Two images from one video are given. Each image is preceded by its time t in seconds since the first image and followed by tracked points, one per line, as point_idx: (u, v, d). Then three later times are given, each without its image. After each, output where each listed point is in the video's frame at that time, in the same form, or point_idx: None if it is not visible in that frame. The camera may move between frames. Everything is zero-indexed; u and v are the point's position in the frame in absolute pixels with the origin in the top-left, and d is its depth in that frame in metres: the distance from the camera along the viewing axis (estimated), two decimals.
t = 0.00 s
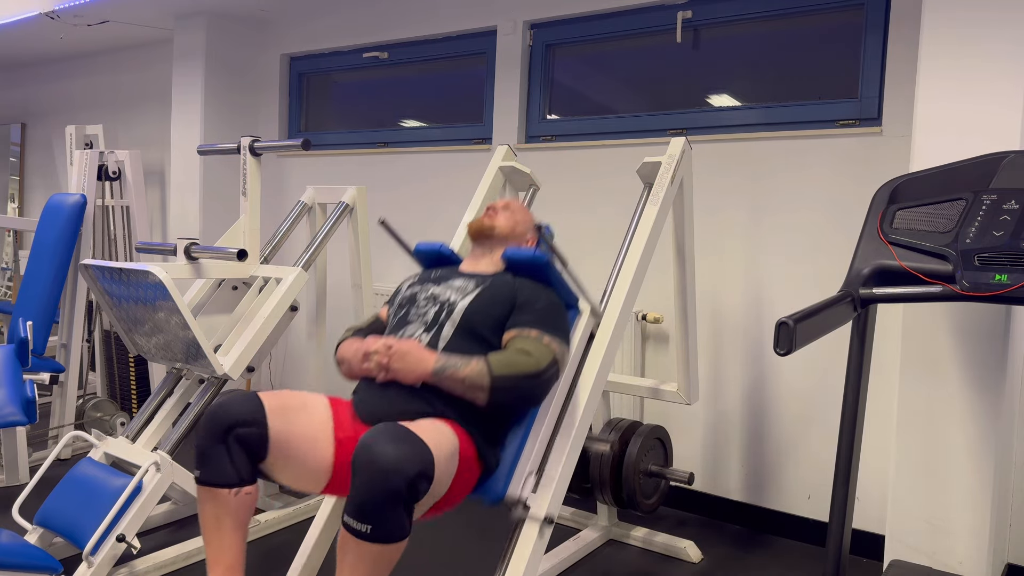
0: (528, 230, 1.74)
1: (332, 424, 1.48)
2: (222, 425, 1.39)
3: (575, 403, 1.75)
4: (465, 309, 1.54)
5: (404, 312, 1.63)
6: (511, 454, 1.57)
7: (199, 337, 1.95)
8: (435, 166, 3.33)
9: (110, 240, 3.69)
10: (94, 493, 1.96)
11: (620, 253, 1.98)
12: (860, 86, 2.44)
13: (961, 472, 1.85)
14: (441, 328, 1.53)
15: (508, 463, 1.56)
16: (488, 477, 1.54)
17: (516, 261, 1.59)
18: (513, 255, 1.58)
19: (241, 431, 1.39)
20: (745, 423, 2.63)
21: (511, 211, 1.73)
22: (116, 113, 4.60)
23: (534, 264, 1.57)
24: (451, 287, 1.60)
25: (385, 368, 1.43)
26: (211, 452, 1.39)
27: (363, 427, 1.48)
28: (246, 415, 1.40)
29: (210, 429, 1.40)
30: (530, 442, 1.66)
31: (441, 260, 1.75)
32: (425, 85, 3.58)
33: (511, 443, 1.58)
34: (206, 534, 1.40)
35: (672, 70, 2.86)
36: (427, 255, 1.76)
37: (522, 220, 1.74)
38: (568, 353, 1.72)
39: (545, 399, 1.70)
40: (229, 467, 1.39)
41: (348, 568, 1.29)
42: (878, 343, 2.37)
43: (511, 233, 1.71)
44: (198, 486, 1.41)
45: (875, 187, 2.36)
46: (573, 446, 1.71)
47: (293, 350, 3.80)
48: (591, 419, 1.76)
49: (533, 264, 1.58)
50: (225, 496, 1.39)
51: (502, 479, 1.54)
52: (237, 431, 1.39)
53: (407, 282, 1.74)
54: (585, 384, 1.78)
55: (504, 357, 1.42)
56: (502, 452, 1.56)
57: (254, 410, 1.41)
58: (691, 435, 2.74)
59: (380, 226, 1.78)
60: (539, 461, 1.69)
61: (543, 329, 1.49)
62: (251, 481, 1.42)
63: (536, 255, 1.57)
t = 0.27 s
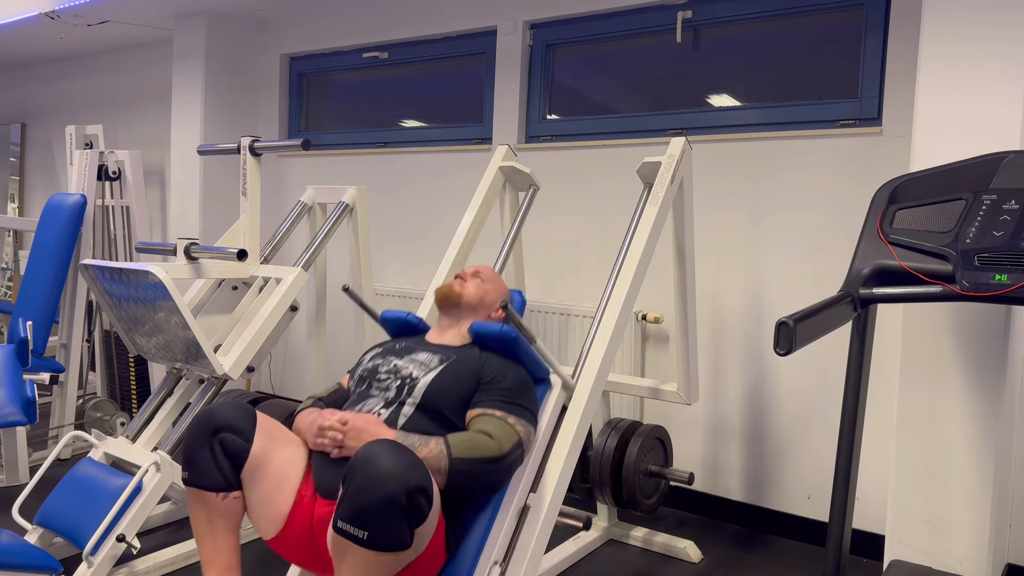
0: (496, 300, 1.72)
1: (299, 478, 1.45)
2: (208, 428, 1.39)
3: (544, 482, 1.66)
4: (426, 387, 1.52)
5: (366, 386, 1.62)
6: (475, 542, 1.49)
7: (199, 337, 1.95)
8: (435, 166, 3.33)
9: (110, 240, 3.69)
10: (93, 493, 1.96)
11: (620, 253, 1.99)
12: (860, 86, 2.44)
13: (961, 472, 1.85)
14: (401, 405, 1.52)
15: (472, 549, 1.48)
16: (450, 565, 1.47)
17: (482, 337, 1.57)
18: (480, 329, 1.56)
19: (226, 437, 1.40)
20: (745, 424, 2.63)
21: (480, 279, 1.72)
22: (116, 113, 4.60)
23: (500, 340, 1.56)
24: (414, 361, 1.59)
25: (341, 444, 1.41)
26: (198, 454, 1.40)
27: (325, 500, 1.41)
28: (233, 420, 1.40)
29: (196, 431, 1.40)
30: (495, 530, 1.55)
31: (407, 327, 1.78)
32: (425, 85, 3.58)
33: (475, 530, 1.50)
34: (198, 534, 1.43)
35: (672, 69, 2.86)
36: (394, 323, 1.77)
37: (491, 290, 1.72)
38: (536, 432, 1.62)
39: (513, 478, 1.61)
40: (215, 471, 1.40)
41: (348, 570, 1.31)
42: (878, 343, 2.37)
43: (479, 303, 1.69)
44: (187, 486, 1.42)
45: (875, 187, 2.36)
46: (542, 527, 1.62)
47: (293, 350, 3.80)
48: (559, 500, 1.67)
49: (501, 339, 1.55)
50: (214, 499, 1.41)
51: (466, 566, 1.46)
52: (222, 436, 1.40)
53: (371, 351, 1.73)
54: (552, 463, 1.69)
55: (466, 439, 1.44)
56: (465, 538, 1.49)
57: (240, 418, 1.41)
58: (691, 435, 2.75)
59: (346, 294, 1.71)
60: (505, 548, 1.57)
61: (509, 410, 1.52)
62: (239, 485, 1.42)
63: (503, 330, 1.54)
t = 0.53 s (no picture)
0: (513, 263, 1.76)
1: (315, 447, 1.47)
2: (209, 428, 1.39)
3: (561, 439, 1.71)
4: (447, 346, 1.55)
5: (387, 346, 1.64)
6: (494, 494, 1.54)
7: (199, 337, 1.95)
8: (435, 166, 3.33)
9: (110, 240, 3.69)
10: (93, 493, 1.96)
11: (620, 252, 1.98)
12: (860, 86, 2.44)
13: (961, 472, 1.85)
14: (423, 364, 1.55)
15: (491, 500, 1.54)
16: (470, 517, 1.53)
17: (499, 297, 1.61)
18: (498, 291, 1.60)
19: (228, 435, 1.40)
20: (745, 424, 2.63)
21: (497, 242, 1.75)
22: (116, 113, 4.60)
23: (518, 299, 1.59)
24: (434, 322, 1.62)
25: (365, 403, 1.41)
26: (200, 454, 1.40)
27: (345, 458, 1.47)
28: (234, 417, 1.40)
29: (197, 431, 1.40)
30: (515, 481, 1.62)
31: (424, 292, 1.77)
32: (425, 85, 3.58)
33: (494, 483, 1.55)
34: (200, 535, 1.42)
35: (672, 69, 2.86)
36: (411, 287, 1.76)
37: (508, 253, 1.75)
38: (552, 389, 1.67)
39: (530, 435, 1.66)
40: (218, 469, 1.40)
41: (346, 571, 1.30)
42: (878, 343, 2.37)
43: (497, 266, 1.73)
44: (189, 487, 1.42)
45: (875, 187, 2.36)
46: (560, 481, 1.67)
47: (293, 350, 3.79)
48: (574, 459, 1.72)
49: (518, 299, 1.59)
50: (216, 498, 1.41)
51: (485, 519, 1.52)
52: (224, 434, 1.40)
53: (391, 313, 1.76)
54: (569, 420, 1.74)
55: (488, 394, 1.43)
56: (484, 490, 1.55)
57: (242, 415, 1.42)
58: (691, 435, 2.75)
59: (364, 258, 1.77)
60: (523, 501, 1.63)
61: (527, 366, 1.51)
62: (242, 483, 1.43)
63: (520, 291, 1.57)
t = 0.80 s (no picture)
0: (544, 191, 1.87)
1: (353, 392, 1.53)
2: (246, 424, 1.41)
3: (594, 353, 1.80)
4: (486, 264, 1.65)
5: (427, 269, 1.74)
6: (531, 402, 1.66)
7: (199, 337, 1.95)
8: (435, 166, 3.33)
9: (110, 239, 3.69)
10: (94, 493, 1.96)
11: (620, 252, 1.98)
12: (860, 86, 2.44)
13: (960, 472, 1.85)
14: (464, 282, 1.65)
15: (528, 412, 1.65)
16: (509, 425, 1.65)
17: (534, 220, 1.69)
18: (533, 213, 1.68)
19: (265, 429, 1.42)
20: (745, 423, 2.63)
21: (528, 172, 1.86)
22: (116, 113, 4.60)
23: (552, 222, 1.67)
24: (472, 244, 1.72)
25: (411, 319, 1.53)
26: (233, 451, 1.41)
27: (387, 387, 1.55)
28: (269, 411, 1.42)
29: (233, 428, 1.42)
30: (551, 392, 1.69)
31: (459, 220, 1.90)
32: (425, 85, 3.58)
33: (531, 393, 1.67)
34: (218, 533, 1.39)
35: (672, 70, 2.86)
36: (445, 216, 1.89)
37: (538, 181, 1.86)
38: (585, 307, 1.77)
39: (565, 349, 1.74)
40: (252, 466, 1.41)
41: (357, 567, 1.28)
42: (878, 343, 2.37)
43: (528, 193, 1.83)
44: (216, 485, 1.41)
45: (875, 187, 2.36)
46: (592, 394, 1.76)
47: (293, 350, 3.80)
48: (606, 373, 1.81)
49: (552, 222, 1.67)
50: (244, 495, 1.40)
51: (523, 428, 1.64)
52: (261, 428, 1.42)
53: (428, 241, 1.86)
54: (602, 335, 1.84)
55: (526, 307, 1.52)
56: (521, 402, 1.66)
57: (276, 407, 1.44)
58: (690, 435, 2.75)
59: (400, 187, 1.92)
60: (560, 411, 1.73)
61: (564, 283, 1.59)
62: (270, 480, 1.44)
63: (555, 213, 1.65)
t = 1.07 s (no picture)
0: (549, 178, 1.88)
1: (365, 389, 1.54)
2: (262, 426, 1.43)
3: (600, 336, 1.83)
4: (493, 251, 1.67)
5: (434, 257, 1.76)
6: (537, 387, 1.73)
7: (199, 337, 1.95)
8: (435, 166, 3.33)
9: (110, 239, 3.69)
10: (94, 493, 1.96)
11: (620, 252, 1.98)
12: (860, 86, 2.44)
13: (960, 472, 1.85)
14: (471, 269, 1.66)
15: (535, 396, 1.72)
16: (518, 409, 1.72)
17: (540, 206, 1.70)
18: (538, 199, 1.69)
19: (279, 431, 1.44)
20: (745, 423, 2.63)
21: (532, 160, 1.88)
22: (116, 113, 4.60)
23: (558, 206, 1.68)
24: (478, 232, 1.74)
25: (421, 309, 1.54)
26: (246, 451, 1.43)
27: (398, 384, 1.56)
28: (282, 412, 1.44)
29: (247, 430, 1.44)
30: (557, 375, 1.73)
31: (465, 206, 1.93)
32: (425, 85, 3.58)
33: (540, 374, 1.74)
34: (225, 531, 1.41)
35: (672, 70, 2.86)
36: (453, 202, 1.92)
37: (543, 168, 1.88)
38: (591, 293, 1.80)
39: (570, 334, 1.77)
40: (264, 467, 1.43)
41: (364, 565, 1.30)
42: (878, 343, 2.37)
43: (533, 180, 1.85)
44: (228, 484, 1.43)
45: (875, 187, 2.36)
46: (597, 379, 1.77)
47: (293, 350, 3.80)
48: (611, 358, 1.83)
49: (558, 206, 1.68)
50: (254, 496, 1.42)
51: (530, 411, 1.71)
52: (275, 430, 1.44)
53: (434, 229, 1.88)
54: (609, 317, 1.86)
55: (534, 294, 1.55)
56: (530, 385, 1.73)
57: (290, 408, 1.45)
58: (691, 435, 2.74)
59: (409, 174, 1.98)
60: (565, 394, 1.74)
61: (570, 267, 1.62)
62: (280, 481, 1.45)
63: (561, 197, 1.66)
